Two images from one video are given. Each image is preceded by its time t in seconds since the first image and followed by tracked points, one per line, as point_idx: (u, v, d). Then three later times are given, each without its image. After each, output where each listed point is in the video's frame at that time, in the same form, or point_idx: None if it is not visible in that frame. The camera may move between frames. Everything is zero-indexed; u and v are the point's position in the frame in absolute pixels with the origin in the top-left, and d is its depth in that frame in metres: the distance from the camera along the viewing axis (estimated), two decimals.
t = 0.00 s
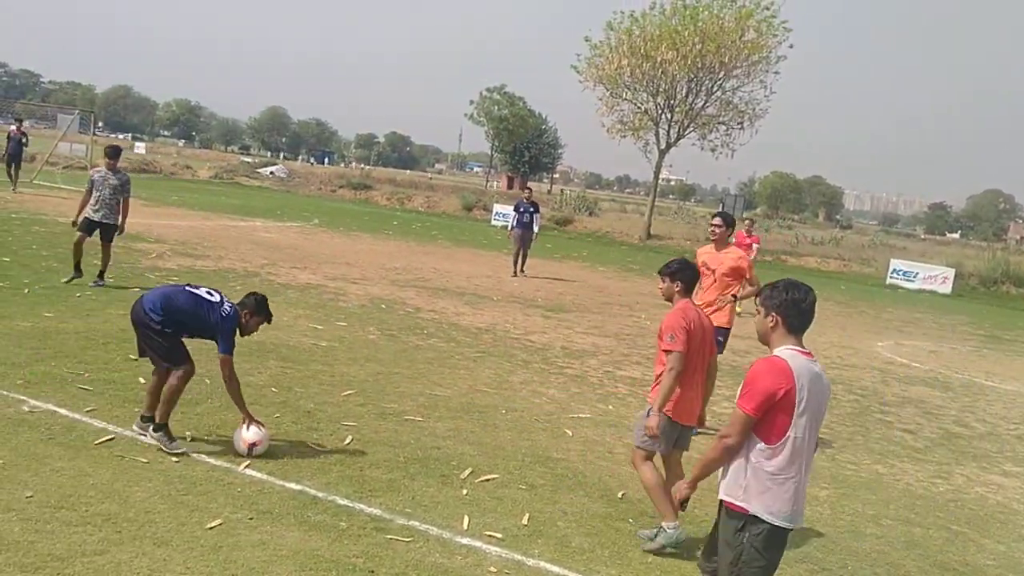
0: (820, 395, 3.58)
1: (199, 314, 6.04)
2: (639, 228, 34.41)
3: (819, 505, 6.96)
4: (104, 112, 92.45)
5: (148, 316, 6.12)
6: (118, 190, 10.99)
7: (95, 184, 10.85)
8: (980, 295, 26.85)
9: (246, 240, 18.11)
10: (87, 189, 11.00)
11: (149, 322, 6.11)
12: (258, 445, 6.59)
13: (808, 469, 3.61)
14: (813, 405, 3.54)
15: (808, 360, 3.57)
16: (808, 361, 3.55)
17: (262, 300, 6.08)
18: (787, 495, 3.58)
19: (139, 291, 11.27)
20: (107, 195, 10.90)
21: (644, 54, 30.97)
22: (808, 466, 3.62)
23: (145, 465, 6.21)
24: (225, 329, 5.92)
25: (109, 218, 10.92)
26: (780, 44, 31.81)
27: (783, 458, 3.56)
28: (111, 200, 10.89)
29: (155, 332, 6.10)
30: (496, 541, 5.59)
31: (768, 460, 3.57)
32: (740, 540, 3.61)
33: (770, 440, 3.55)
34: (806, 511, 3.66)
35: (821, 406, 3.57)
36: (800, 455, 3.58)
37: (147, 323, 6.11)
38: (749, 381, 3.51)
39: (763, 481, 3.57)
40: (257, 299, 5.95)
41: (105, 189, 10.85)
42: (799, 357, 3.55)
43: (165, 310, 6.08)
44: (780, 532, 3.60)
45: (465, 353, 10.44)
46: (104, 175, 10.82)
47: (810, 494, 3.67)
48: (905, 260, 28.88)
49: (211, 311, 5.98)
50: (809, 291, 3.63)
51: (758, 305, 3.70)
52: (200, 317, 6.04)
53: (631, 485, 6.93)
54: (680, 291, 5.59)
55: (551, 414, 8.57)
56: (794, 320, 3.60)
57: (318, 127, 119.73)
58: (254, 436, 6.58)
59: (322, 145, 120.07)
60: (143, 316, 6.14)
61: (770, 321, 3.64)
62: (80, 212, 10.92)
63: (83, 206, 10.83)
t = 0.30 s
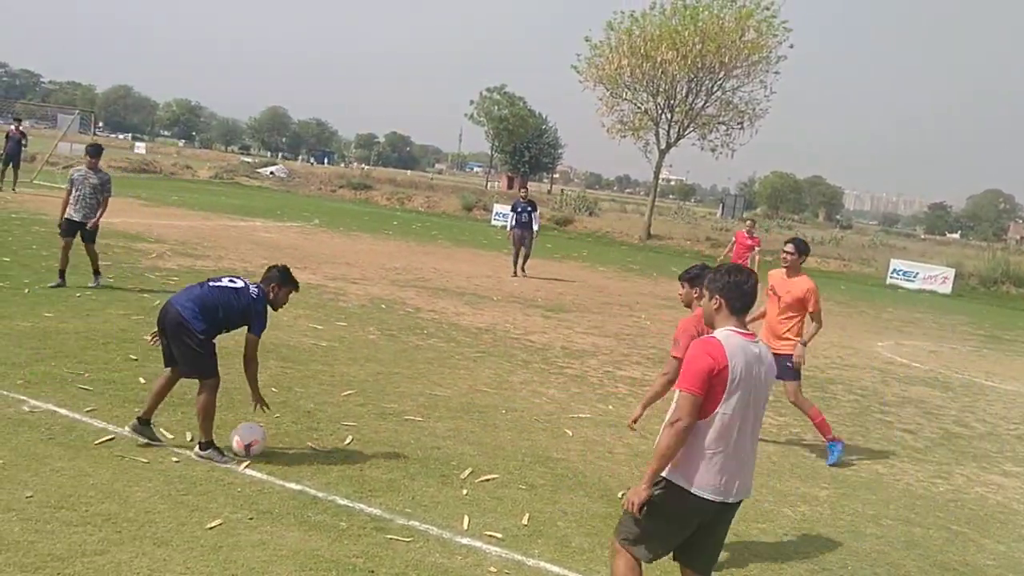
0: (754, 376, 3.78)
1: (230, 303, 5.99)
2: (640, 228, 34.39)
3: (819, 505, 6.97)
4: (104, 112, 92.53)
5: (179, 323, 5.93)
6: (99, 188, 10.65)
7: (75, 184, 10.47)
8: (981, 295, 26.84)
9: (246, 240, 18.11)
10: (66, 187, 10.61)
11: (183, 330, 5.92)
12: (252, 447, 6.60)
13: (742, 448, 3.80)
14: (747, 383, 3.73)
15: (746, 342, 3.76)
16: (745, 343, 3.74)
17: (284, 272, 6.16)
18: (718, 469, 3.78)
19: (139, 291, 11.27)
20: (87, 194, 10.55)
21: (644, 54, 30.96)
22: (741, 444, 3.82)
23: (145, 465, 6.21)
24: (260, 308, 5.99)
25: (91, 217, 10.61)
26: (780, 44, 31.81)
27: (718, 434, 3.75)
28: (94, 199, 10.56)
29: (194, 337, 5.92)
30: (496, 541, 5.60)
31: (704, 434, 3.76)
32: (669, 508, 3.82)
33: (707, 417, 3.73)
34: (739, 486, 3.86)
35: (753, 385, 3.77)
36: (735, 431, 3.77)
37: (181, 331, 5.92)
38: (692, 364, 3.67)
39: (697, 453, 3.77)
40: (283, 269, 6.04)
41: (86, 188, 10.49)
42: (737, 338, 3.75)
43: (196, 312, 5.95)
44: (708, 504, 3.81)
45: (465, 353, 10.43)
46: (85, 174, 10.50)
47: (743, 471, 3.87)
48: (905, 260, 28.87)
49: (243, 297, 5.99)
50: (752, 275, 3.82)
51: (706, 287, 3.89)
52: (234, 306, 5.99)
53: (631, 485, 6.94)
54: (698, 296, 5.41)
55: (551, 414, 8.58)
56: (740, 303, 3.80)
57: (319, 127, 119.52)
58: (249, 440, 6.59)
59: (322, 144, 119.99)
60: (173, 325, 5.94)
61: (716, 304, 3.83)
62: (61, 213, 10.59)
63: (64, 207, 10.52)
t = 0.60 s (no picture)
0: (679, 366, 3.88)
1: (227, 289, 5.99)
2: (640, 228, 34.39)
3: (819, 505, 6.97)
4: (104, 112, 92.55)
5: (186, 330, 5.93)
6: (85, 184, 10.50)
7: (61, 181, 10.30)
8: (980, 295, 26.84)
9: (246, 241, 18.10)
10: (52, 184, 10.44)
11: (193, 334, 5.92)
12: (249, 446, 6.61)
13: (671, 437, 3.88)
14: (668, 372, 3.84)
15: (670, 332, 3.87)
16: (669, 332, 3.85)
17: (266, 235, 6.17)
18: (645, 455, 3.87)
19: (139, 291, 11.26)
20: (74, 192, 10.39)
21: (644, 54, 30.96)
22: (671, 432, 3.90)
23: (145, 465, 6.21)
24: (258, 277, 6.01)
25: (76, 215, 10.40)
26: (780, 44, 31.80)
27: (642, 420, 3.86)
28: (80, 197, 10.36)
29: (203, 336, 5.93)
30: (496, 541, 5.59)
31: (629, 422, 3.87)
32: (603, 497, 3.89)
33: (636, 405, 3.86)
34: (674, 473, 3.93)
35: (677, 373, 3.87)
36: (660, 419, 3.87)
37: (192, 337, 5.92)
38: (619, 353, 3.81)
39: (622, 440, 3.89)
40: (266, 230, 6.07)
41: (72, 185, 10.31)
42: (661, 328, 3.87)
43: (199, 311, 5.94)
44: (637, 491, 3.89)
45: (465, 353, 10.43)
46: (73, 171, 10.33)
47: (676, 459, 3.93)
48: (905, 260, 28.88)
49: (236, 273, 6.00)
50: (686, 267, 3.92)
51: (641, 281, 4.01)
52: (231, 289, 6.00)
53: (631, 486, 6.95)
54: (719, 300, 5.24)
55: (551, 414, 8.57)
56: (670, 294, 3.91)
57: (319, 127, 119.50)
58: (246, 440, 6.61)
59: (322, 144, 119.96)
60: (182, 334, 5.93)
61: (649, 296, 3.95)
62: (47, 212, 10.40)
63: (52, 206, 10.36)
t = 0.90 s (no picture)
0: (628, 351, 3.96)
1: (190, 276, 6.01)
2: (641, 228, 34.38)
3: (819, 505, 6.97)
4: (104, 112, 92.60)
5: (169, 333, 5.97)
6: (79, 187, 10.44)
7: (57, 182, 10.22)
8: (980, 295, 26.83)
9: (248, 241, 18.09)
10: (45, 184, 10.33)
11: (176, 334, 5.95)
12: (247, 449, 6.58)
13: (621, 420, 3.98)
14: (613, 357, 3.92)
15: (617, 317, 3.96)
16: (615, 318, 3.94)
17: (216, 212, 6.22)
18: (594, 438, 3.97)
19: (139, 291, 11.24)
20: (68, 194, 10.30)
21: (645, 54, 30.94)
22: (621, 415, 3.99)
23: (145, 465, 6.21)
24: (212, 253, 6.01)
25: (70, 218, 10.35)
26: (780, 44, 31.79)
27: (591, 404, 3.95)
28: (76, 200, 10.35)
29: (185, 334, 5.95)
30: (496, 542, 5.59)
31: (577, 405, 3.97)
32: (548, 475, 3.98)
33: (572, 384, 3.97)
34: (614, 453, 3.98)
35: (626, 358, 3.95)
36: (609, 403, 3.97)
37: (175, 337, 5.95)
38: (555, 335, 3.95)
39: (572, 424, 3.97)
40: (213, 206, 6.12)
41: (70, 187, 10.27)
42: (607, 314, 3.95)
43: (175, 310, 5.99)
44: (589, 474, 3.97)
45: (465, 354, 10.42)
46: (68, 173, 10.26)
47: (625, 441, 4.04)
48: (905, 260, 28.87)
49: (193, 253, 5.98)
50: (628, 252, 4.01)
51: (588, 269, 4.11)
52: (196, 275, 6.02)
53: (632, 485, 6.96)
54: (747, 303, 5.44)
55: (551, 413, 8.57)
56: (614, 279, 3.99)
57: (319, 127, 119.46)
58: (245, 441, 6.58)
59: (322, 144, 119.90)
60: (166, 338, 5.98)
61: (592, 282, 4.02)
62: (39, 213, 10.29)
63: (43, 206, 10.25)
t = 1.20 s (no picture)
0: (592, 346, 4.02)
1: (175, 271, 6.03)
2: (643, 229, 34.33)
3: (821, 506, 6.96)
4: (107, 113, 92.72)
5: (159, 331, 6.03)
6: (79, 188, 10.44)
7: (59, 182, 10.20)
8: (983, 296, 26.80)
9: (250, 242, 18.09)
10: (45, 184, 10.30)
11: (167, 332, 6.01)
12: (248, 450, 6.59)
13: (582, 412, 4.03)
14: (572, 350, 3.99)
15: (581, 313, 4.03)
16: (580, 314, 4.01)
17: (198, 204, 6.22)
18: (554, 427, 4.04)
19: (141, 292, 11.26)
20: (69, 194, 10.31)
21: (647, 54, 30.93)
22: (583, 407, 4.04)
23: (148, 466, 6.22)
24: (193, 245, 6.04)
25: (71, 219, 10.36)
26: (782, 44, 31.74)
27: (552, 393, 4.02)
28: (77, 200, 10.38)
29: (176, 330, 6.01)
30: (498, 542, 5.60)
31: (539, 396, 4.06)
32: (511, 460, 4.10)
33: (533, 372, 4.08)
34: (569, 444, 4.03)
35: (589, 353, 4.01)
36: (572, 395, 4.02)
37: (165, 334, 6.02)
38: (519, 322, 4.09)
39: (532, 411, 4.08)
40: (198, 199, 6.12)
41: (71, 187, 10.27)
42: (572, 310, 4.04)
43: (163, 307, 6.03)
44: (550, 463, 4.05)
45: (467, 354, 10.42)
46: (70, 174, 10.26)
47: (587, 435, 4.08)
48: (907, 261, 28.84)
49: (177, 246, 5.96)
50: (600, 252, 4.08)
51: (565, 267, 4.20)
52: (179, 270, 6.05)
53: (634, 486, 6.97)
54: (770, 304, 5.47)
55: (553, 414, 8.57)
56: (586, 278, 4.07)
57: (321, 128, 119.53)
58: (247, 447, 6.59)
59: (324, 145, 119.98)
60: (156, 335, 6.03)
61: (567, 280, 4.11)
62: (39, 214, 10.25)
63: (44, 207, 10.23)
